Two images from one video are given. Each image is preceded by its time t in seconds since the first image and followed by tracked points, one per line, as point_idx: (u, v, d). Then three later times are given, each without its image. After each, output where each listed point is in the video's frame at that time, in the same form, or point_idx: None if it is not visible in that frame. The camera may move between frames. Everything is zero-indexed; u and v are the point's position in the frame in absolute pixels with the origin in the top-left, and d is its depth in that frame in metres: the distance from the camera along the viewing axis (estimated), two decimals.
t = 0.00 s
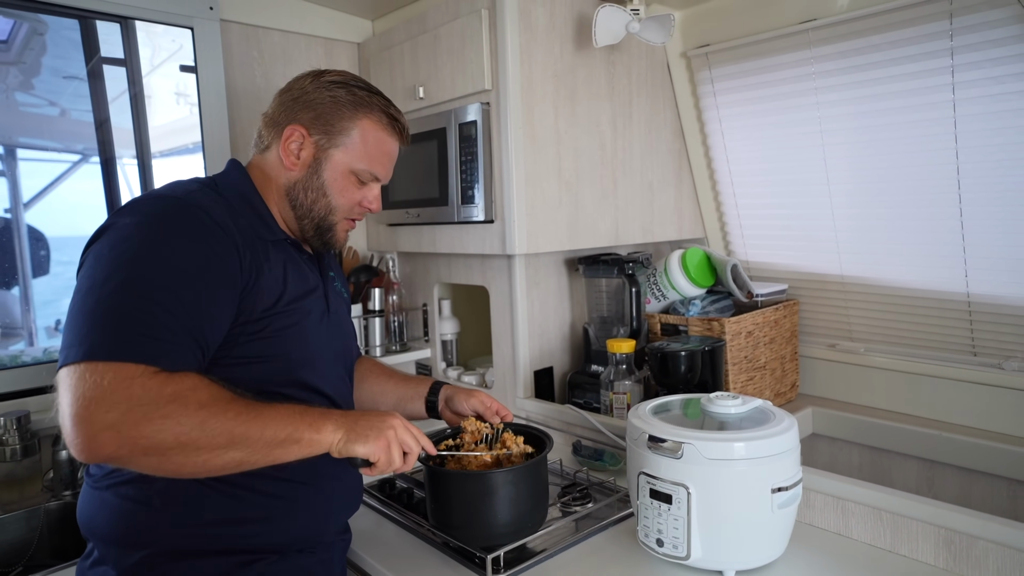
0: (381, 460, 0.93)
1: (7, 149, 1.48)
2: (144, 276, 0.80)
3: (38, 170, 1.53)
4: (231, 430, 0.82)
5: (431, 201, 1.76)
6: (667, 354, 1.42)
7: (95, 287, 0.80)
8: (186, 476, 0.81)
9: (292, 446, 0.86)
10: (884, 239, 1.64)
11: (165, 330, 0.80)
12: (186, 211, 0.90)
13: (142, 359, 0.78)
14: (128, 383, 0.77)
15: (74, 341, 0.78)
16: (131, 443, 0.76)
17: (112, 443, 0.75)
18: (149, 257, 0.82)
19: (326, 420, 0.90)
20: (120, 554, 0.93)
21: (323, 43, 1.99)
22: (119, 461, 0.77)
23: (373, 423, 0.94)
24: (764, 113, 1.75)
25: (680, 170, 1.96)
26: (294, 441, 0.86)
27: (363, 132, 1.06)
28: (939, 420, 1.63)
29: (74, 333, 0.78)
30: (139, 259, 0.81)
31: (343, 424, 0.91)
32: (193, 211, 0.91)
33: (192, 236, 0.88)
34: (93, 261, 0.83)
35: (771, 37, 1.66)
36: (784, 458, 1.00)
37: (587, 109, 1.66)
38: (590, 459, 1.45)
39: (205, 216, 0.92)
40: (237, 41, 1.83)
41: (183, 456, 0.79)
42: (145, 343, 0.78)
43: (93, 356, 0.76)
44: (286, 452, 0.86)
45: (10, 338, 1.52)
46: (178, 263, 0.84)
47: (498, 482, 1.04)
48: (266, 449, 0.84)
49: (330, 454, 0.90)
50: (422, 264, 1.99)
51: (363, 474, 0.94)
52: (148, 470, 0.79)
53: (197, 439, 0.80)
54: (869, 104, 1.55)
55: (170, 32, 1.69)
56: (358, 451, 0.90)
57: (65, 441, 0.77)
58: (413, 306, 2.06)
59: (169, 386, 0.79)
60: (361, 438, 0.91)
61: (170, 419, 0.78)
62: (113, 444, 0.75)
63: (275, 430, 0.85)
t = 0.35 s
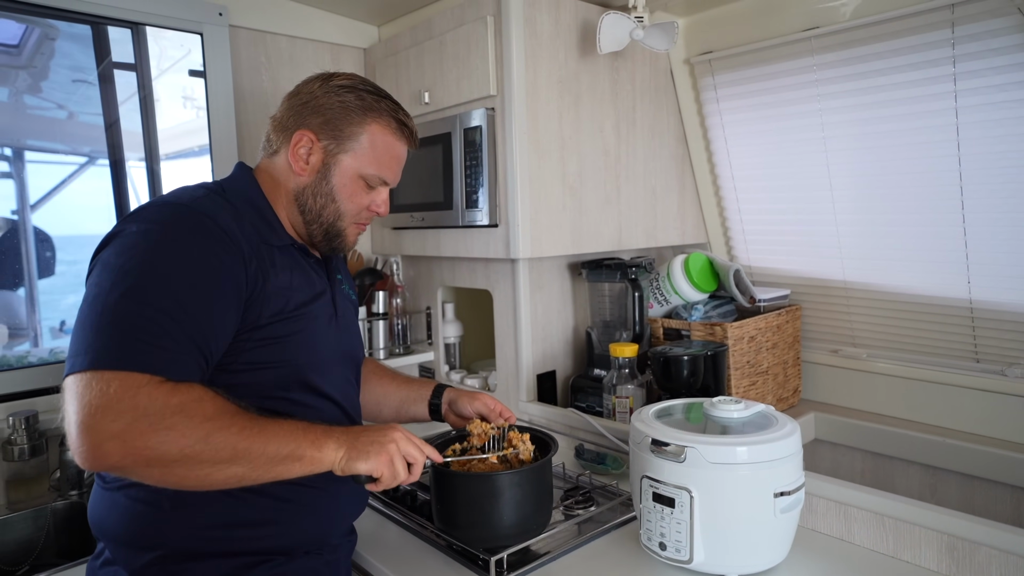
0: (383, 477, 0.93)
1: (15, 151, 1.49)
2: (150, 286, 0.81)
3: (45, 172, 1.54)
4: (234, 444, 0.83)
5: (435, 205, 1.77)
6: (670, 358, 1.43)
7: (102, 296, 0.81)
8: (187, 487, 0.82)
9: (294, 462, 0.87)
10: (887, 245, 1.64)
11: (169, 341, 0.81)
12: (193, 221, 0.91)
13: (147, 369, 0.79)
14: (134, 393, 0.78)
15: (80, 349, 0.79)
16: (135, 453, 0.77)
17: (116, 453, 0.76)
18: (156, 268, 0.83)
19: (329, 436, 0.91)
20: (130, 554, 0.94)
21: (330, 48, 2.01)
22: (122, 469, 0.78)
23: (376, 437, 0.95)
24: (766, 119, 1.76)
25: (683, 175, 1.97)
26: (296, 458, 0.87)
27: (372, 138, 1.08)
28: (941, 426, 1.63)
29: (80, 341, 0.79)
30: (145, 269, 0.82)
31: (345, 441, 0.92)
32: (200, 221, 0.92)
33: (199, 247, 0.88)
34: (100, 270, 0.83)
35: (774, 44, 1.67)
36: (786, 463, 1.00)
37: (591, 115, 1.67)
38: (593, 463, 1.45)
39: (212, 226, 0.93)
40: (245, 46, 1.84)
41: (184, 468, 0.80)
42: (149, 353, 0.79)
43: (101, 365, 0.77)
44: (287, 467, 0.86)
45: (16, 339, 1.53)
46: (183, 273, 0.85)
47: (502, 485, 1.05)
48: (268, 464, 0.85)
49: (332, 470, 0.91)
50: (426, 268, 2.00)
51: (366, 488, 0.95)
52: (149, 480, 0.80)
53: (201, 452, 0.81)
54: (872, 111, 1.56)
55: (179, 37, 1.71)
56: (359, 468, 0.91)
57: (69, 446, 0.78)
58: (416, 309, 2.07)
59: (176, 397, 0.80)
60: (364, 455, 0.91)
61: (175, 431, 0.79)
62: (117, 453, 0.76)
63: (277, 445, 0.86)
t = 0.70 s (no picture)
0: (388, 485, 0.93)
1: (15, 153, 1.49)
2: (153, 296, 0.81)
3: (46, 174, 1.54)
4: (240, 456, 0.83)
5: (435, 208, 1.77)
6: (669, 361, 1.43)
7: (104, 306, 0.81)
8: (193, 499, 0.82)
9: (299, 473, 0.87)
10: (887, 248, 1.64)
11: (173, 352, 0.81)
12: (196, 228, 0.90)
13: (151, 382, 0.79)
14: (141, 407, 0.78)
15: (83, 362, 0.79)
16: (142, 466, 0.78)
17: (124, 466, 0.77)
18: (158, 278, 0.83)
19: (333, 447, 0.91)
20: (126, 558, 0.94)
21: (330, 50, 2.02)
22: (128, 482, 0.78)
23: (381, 446, 0.95)
24: (766, 123, 1.76)
25: (683, 177, 1.97)
26: (301, 469, 0.87)
27: (372, 139, 1.08)
28: (941, 429, 1.63)
29: (84, 354, 0.79)
30: (148, 279, 0.82)
31: (349, 452, 0.92)
32: (203, 229, 0.91)
33: (202, 254, 0.88)
34: (102, 279, 0.83)
35: (774, 47, 1.67)
36: (785, 466, 1.00)
37: (591, 117, 1.67)
38: (593, 466, 1.45)
39: (214, 234, 0.92)
40: (245, 48, 1.85)
41: (191, 481, 0.81)
42: (152, 366, 0.79)
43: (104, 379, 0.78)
44: (293, 478, 0.86)
45: (16, 341, 1.53)
46: (186, 283, 0.85)
47: (505, 487, 1.04)
48: (274, 476, 0.85)
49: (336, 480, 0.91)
50: (426, 270, 2.00)
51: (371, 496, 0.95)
52: (156, 492, 0.80)
53: (207, 464, 0.81)
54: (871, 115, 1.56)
55: (179, 39, 1.71)
56: (364, 478, 0.91)
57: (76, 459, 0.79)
58: (416, 311, 2.07)
59: (181, 410, 0.81)
60: (368, 465, 0.91)
61: (180, 444, 0.79)
62: (124, 467, 0.77)
63: (283, 456, 0.86)
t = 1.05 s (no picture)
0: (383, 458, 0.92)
1: (9, 151, 1.48)
2: (136, 290, 0.80)
3: (40, 172, 1.53)
4: (231, 438, 0.81)
5: (432, 205, 1.76)
6: (666, 359, 1.42)
7: (87, 303, 0.80)
8: (185, 485, 0.81)
9: (293, 448, 0.86)
10: (885, 246, 1.63)
11: (157, 344, 0.80)
12: (179, 223, 0.90)
13: (136, 372, 0.77)
14: (120, 396, 0.76)
15: (64, 357, 0.78)
16: (130, 456, 0.76)
17: (107, 459, 0.75)
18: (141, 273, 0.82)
19: (326, 421, 0.89)
20: (116, 560, 0.93)
21: (325, 47, 2.00)
22: (116, 474, 0.76)
23: (375, 419, 0.94)
24: (763, 119, 1.76)
25: (681, 174, 1.96)
26: (295, 444, 0.86)
27: (364, 138, 1.07)
28: (939, 427, 1.63)
29: (65, 350, 0.78)
30: (131, 272, 0.81)
31: (343, 424, 0.90)
32: (188, 223, 0.90)
33: (186, 249, 0.88)
34: (85, 277, 0.82)
35: (770, 43, 1.67)
36: (781, 464, 0.99)
37: (588, 114, 1.67)
38: (589, 465, 1.44)
39: (198, 227, 0.92)
40: (239, 45, 1.83)
41: (180, 466, 0.79)
42: (136, 357, 0.78)
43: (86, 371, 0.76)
44: (287, 455, 0.85)
45: (10, 340, 1.52)
46: (170, 276, 0.84)
47: (500, 486, 1.04)
48: (268, 454, 0.84)
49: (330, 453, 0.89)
50: (422, 268, 1.99)
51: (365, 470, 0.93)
52: (145, 482, 0.78)
53: (197, 449, 0.79)
54: (868, 111, 1.56)
55: (173, 36, 1.70)
56: (360, 450, 0.90)
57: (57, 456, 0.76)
58: (413, 310, 2.06)
59: (165, 395, 0.79)
60: (363, 438, 0.90)
61: (167, 429, 0.78)
62: (109, 459, 0.75)
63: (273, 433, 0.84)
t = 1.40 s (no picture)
0: (462, 318, 0.89)
1: (6, 149, 1.48)
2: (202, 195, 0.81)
3: (37, 171, 1.52)
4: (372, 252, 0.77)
5: (429, 201, 1.75)
6: (664, 355, 1.41)
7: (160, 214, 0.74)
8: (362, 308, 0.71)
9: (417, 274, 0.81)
10: (884, 240, 1.63)
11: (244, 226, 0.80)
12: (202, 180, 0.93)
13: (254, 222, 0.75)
14: (259, 226, 0.71)
15: (162, 238, 0.71)
16: (304, 256, 0.69)
17: (283, 263, 0.68)
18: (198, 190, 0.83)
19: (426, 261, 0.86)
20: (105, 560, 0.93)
21: (321, 42, 1.99)
22: (302, 281, 0.68)
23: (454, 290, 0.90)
24: (762, 114, 1.75)
25: (679, 169, 1.95)
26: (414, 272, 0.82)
27: (352, 134, 1.06)
28: (939, 421, 1.62)
29: (160, 232, 0.71)
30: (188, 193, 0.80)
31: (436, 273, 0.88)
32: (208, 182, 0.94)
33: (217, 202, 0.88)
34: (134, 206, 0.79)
35: (769, 36, 1.66)
36: (780, 460, 0.99)
37: (585, 108, 1.66)
38: (588, 461, 1.44)
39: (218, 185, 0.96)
40: (234, 41, 1.82)
41: (353, 273, 0.71)
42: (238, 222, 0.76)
43: (204, 227, 0.70)
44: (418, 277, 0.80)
45: (9, 339, 1.51)
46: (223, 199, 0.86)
47: (495, 484, 1.03)
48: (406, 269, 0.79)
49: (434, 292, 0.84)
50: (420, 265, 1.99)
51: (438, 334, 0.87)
52: (333, 295, 0.69)
53: (358, 255, 0.73)
54: (866, 104, 1.55)
55: (167, 32, 1.69)
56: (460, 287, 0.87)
57: (214, 304, 0.67)
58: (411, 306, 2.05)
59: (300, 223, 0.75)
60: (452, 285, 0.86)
61: (325, 239, 0.73)
62: (286, 271, 0.67)
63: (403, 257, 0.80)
